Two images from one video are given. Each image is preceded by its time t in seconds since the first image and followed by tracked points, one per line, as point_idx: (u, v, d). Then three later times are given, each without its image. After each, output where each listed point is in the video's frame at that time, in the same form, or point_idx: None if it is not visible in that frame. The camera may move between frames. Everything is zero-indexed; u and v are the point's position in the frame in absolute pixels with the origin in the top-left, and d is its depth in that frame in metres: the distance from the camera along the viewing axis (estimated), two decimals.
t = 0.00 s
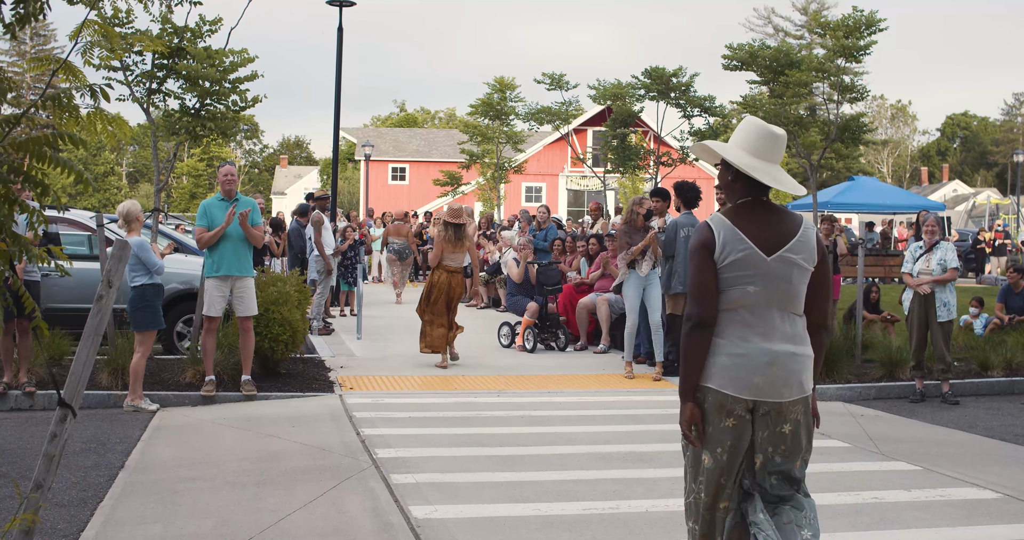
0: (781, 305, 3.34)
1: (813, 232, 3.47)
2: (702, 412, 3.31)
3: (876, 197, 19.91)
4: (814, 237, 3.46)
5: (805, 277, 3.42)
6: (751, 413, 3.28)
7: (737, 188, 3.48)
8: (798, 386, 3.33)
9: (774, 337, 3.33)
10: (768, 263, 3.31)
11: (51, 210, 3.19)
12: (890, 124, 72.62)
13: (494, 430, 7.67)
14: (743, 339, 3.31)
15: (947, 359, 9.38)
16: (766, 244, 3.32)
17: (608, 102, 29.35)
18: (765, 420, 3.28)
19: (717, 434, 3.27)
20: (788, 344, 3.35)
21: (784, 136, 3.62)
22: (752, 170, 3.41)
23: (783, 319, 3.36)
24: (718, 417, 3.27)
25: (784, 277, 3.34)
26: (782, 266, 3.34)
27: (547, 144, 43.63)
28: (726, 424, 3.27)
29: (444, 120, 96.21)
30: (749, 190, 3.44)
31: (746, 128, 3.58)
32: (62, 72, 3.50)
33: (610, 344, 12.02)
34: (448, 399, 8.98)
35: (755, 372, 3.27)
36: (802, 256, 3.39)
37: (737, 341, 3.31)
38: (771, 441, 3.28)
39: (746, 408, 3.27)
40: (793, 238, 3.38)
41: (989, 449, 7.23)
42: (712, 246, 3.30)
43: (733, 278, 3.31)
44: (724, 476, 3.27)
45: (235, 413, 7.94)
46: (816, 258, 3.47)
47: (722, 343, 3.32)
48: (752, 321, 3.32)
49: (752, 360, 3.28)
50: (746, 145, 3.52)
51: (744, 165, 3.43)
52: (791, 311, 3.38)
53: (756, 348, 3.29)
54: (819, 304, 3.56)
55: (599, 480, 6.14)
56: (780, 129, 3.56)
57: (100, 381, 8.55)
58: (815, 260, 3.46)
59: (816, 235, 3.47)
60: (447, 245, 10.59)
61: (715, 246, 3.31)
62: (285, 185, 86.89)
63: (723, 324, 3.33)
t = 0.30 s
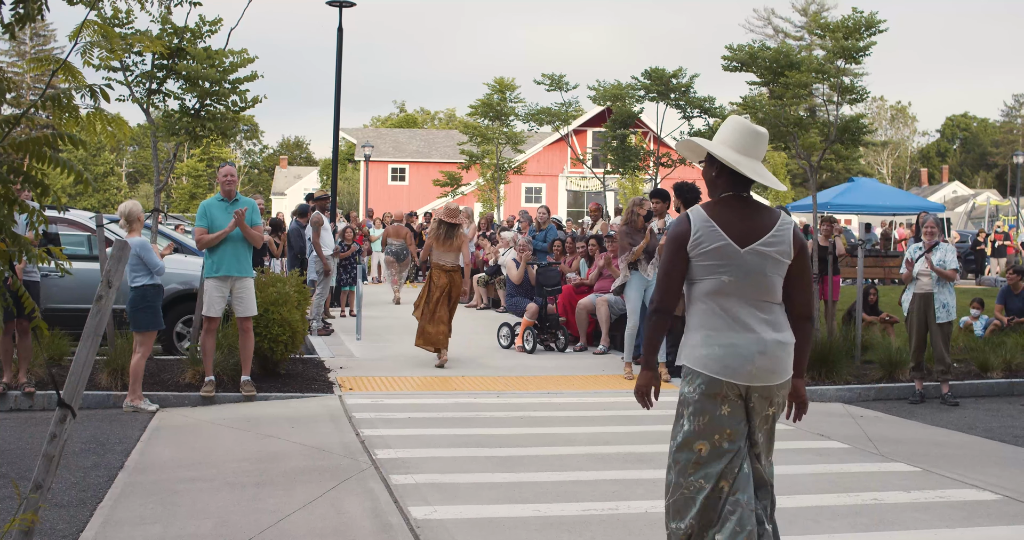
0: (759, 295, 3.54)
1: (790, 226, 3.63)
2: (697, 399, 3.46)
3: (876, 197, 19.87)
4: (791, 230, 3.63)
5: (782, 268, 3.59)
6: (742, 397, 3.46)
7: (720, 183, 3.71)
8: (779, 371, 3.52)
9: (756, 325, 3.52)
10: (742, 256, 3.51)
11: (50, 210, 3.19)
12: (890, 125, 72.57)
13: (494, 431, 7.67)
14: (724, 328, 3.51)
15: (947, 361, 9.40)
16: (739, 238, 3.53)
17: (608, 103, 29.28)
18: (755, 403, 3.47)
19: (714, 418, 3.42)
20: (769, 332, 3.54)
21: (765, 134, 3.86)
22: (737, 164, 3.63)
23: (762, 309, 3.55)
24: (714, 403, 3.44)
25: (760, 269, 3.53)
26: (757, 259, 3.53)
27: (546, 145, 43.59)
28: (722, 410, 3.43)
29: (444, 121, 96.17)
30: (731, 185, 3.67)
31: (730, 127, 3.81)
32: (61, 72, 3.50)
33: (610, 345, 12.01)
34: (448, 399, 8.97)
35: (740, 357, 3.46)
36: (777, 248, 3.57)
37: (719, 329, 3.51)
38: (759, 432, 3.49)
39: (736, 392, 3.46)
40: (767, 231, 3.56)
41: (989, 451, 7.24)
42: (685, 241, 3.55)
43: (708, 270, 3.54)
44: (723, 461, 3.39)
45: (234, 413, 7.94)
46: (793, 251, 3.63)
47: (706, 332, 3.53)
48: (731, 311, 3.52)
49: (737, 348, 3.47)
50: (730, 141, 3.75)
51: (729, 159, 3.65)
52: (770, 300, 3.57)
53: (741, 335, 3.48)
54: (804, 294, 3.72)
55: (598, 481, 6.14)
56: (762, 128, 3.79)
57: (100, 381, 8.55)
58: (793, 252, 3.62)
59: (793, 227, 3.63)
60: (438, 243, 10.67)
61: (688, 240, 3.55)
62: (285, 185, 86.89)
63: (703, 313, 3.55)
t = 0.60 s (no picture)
0: (738, 308, 3.69)
1: (765, 242, 3.74)
2: (697, 398, 3.65)
3: (877, 197, 19.88)
4: (767, 247, 3.74)
5: (759, 282, 3.72)
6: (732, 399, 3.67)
7: (703, 201, 3.83)
8: (762, 376, 3.70)
9: (737, 335, 3.69)
10: (718, 272, 3.65)
11: (50, 212, 3.19)
12: (889, 125, 72.60)
13: (494, 431, 7.67)
14: (706, 337, 3.67)
15: (946, 361, 9.41)
16: (714, 255, 3.66)
17: (607, 103, 29.28)
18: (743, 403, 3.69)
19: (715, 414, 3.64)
20: (749, 341, 3.70)
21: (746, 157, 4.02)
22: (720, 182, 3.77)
23: (742, 320, 3.71)
24: (715, 400, 3.65)
25: (737, 283, 3.67)
26: (734, 275, 3.66)
27: (546, 145, 43.60)
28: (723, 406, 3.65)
29: (443, 122, 96.18)
30: (714, 202, 3.79)
31: (712, 150, 3.97)
32: (61, 73, 3.49)
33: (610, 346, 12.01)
34: (448, 400, 8.98)
35: (726, 363, 3.63)
36: (753, 264, 3.69)
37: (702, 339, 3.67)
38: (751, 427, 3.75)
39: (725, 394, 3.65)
40: (743, 249, 3.69)
41: (989, 450, 7.24)
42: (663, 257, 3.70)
43: (687, 284, 3.69)
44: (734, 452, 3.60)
45: (234, 414, 7.93)
46: (769, 267, 3.74)
47: (691, 341, 3.68)
48: (712, 321, 3.68)
49: (722, 355, 3.64)
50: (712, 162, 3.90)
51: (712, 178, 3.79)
52: (749, 312, 3.72)
53: (727, 343, 3.65)
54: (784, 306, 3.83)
55: (599, 481, 6.14)
56: (742, 151, 3.96)
57: (100, 382, 8.55)
58: (769, 267, 3.74)
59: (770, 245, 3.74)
60: (434, 241, 10.87)
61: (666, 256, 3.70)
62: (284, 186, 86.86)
63: (686, 324, 3.71)
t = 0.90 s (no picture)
0: (719, 306, 3.75)
1: (744, 243, 3.82)
2: (677, 401, 3.69)
3: (877, 198, 19.89)
4: (747, 248, 3.82)
5: (739, 282, 3.80)
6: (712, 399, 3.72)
7: (687, 203, 3.89)
8: (742, 373, 3.77)
9: (718, 333, 3.75)
10: (701, 273, 3.71)
11: (50, 212, 3.19)
12: (888, 125, 72.63)
13: (494, 432, 7.67)
14: (689, 337, 3.71)
15: (946, 362, 9.40)
16: (698, 255, 3.71)
17: (607, 104, 29.30)
18: (722, 402, 3.75)
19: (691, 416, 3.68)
20: (730, 339, 3.76)
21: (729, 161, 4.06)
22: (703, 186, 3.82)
23: (723, 319, 3.77)
24: (694, 400, 3.69)
25: (719, 283, 3.73)
26: (716, 275, 3.72)
27: (546, 145, 43.61)
28: (699, 410, 3.68)
29: (443, 122, 96.23)
30: (697, 204, 3.85)
31: (696, 153, 4.01)
32: (61, 73, 3.49)
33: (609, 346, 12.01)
34: (448, 400, 8.97)
35: (708, 363, 3.68)
36: (734, 264, 3.76)
37: (685, 339, 3.71)
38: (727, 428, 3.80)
39: (707, 394, 3.70)
40: (725, 250, 3.75)
41: (989, 451, 7.24)
42: (647, 258, 3.74)
43: (671, 284, 3.73)
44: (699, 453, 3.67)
45: (234, 415, 7.92)
46: (748, 267, 3.82)
47: (674, 341, 3.72)
48: (694, 321, 3.73)
49: (705, 355, 3.69)
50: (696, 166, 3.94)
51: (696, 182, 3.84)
52: (729, 312, 3.79)
53: (708, 343, 3.70)
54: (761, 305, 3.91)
55: (599, 482, 6.14)
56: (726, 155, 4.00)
57: (100, 382, 8.55)
58: (749, 267, 3.82)
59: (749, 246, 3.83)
60: (433, 243, 10.97)
61: (650, 257, 3.74)
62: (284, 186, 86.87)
63: (669, 325, 3.74)
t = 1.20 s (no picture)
0: (704, 292, 3.84)
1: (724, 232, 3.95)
2: (657, 384, 3.75)
3: (877, 198, 19.88)
4: (727, 236, 3.94)
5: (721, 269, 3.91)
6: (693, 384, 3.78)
7: (669, 193, 3.96)
8: (725, 356, 3.85)
9: (703, 318, 3.83)
10: (688, 259, 3.79)
11: (49, 213, 3.18)
12: (888, 125, 72.63)
13: (494, 432, 7.67)
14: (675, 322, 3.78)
15: (946, 362, 9.40)
16: (685, 242, 3.81)
17: (606, 104, 29.31)
18: (703, 387, 3.81)
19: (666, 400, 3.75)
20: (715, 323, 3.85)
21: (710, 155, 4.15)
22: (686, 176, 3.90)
23: (707, 304, 3.86)
24: (672, 384, 3.75)
25: (704, 269, 3.82)
26: (701, 261, 3.82)
27: (546, 146, 43.61)
28: (675, 395, 3.74)
29: (443, 122, 96.24)
30: (680, 194, 3.93)
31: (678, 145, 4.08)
32: (60, 73, 3.49)
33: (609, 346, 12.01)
34: (447, 401, 8.97)
35: (692, 346, 3.76)
36: (717, 252, 3.87)
37: (671, 324, 3.78)
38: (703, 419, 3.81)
39: (690, 377, 3.76)
40: (709, 238, 3.86)
41: (989, 451, 7.24)
42: (637, 245, 3.79)
43: (660, 270, 3.79)
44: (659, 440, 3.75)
45: (233, 415, 7.92)
46: (729, 254, 3.94)
47: (661, 326, 3.78)
48: (680, 306, 3.80)
49: (688, 339, 3.76)
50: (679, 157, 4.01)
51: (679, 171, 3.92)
52: (712, 297, 3.88)
53: (692, 328, 3.77)
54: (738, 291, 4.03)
55: (599, 482, 6.14)
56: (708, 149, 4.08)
57: (99, 383, 8.54)
58: (729, 254, 3.94)
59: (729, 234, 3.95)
60: (434, 242, 10.95)
61: (640, 244, 3.79)
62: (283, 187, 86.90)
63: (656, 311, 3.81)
